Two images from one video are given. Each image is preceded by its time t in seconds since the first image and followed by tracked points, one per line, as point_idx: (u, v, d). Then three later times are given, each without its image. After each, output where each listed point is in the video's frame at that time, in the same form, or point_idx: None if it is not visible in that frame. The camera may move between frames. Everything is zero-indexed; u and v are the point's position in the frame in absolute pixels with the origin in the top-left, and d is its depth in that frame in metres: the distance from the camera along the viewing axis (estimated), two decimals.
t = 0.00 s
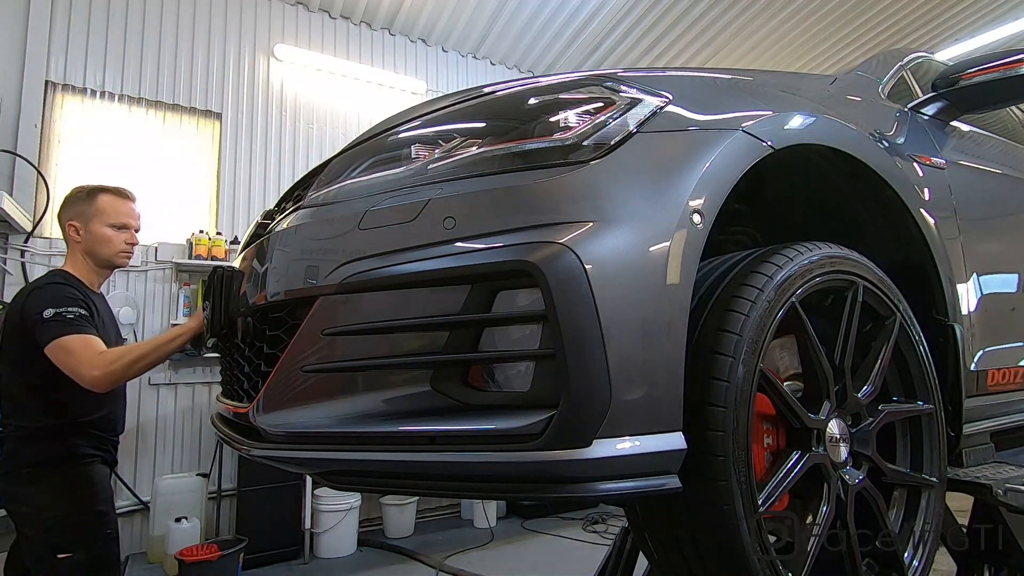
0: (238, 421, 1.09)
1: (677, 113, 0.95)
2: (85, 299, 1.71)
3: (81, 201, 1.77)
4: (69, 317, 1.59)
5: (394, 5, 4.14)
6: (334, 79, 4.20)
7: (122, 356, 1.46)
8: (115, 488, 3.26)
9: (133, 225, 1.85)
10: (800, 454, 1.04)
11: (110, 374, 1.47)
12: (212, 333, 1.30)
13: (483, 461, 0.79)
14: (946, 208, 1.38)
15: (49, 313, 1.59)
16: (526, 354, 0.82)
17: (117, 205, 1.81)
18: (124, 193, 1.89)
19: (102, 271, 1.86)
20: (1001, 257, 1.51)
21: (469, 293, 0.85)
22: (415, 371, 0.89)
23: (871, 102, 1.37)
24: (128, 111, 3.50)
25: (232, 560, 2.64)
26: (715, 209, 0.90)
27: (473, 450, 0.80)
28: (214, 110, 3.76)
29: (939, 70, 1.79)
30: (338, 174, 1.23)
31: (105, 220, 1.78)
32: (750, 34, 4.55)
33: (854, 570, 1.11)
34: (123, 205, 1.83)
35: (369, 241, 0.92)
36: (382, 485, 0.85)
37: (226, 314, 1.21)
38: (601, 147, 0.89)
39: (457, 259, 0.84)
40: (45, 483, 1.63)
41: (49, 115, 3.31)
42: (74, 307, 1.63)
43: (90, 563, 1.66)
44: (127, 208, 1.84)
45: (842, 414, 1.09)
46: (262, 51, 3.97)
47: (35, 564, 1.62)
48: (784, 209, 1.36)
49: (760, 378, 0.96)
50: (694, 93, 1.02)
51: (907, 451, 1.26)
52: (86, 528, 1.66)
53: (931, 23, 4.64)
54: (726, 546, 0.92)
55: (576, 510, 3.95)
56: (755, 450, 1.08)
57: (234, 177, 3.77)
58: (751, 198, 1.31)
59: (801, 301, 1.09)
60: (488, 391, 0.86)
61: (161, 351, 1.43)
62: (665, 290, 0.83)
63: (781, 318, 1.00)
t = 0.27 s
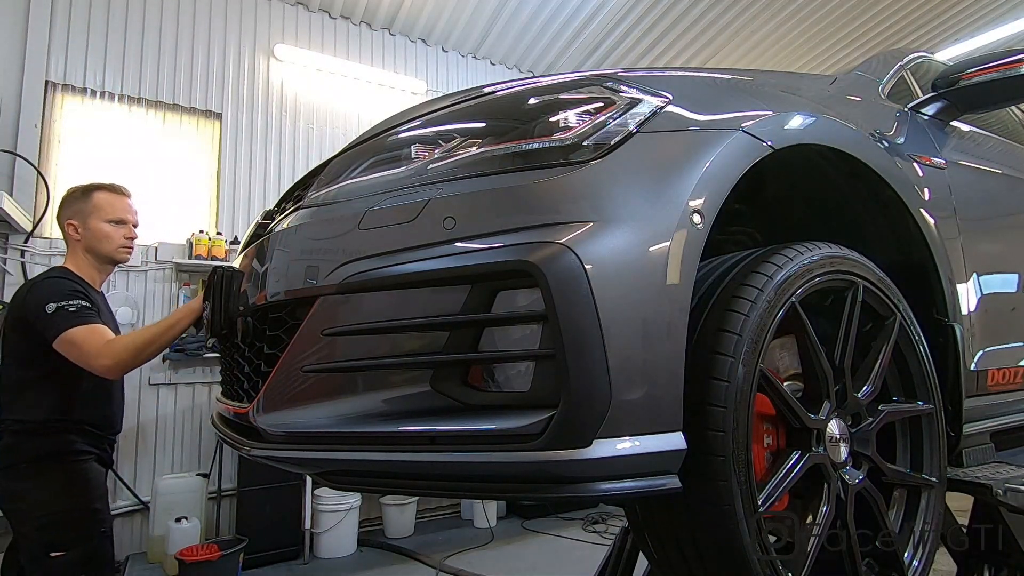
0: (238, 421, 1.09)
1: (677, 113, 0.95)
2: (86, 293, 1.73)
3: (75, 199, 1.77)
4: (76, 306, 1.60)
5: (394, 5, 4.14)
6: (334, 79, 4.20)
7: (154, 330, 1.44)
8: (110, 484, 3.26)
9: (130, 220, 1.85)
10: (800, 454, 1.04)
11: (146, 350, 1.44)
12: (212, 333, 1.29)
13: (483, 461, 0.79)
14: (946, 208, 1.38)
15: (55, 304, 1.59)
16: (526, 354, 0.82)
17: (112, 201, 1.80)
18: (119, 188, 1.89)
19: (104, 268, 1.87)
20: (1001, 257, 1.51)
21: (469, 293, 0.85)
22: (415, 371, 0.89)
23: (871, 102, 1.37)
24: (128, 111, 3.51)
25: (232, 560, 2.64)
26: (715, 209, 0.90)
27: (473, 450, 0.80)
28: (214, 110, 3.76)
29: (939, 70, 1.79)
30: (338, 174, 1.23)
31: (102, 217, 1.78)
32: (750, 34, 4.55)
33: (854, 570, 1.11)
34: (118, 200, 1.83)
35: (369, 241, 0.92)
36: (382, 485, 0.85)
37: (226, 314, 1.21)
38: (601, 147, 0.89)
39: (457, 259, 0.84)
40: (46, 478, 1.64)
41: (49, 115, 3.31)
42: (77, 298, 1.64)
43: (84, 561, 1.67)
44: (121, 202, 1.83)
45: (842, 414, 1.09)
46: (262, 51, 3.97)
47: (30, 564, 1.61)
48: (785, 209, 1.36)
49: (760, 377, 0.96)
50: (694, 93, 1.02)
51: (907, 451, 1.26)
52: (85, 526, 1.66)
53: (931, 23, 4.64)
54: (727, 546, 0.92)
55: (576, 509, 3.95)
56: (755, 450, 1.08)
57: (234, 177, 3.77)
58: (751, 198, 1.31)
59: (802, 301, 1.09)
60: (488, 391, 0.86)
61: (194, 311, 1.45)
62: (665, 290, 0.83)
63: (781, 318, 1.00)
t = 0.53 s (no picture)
0: (238, 422, 1.09)
1: (677, 113, 0.95)
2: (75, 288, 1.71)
3: (55, 198, 1.77)
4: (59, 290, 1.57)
5: (394, 5, 4.14)
6: (334, 79, 4.20)
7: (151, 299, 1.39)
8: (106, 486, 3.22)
9: (112, 210, 1.83)
10: (800, 454, 1.04)
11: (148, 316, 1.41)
12: (212, 333, 1.29)
13: (483, 461, 0.79)
14: (946, 208, 1.38)
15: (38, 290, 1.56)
16: (526, 354, 0.82)
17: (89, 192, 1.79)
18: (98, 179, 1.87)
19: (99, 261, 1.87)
20: (1001, 257, 1.51)
21: (469, 293, 0.85)
22: (416, 371, 0.89)
23: (871, 102, 1.37)
24: (128, 111, 3.51)
25: (232, 560, 2.64)
26: (715, 209, 0.90)
27: (473, 450, 0.80)
28: (214, 110, 3.76)
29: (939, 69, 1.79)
30: (338, 174, 1.23)
31: (82, 212, 1.77)
32: (750, 34, 4.55)
33: (854, 570, 1.11)
34: (98, 192, 1.81)
35: (369, 241, 0.92)
36: (382, 485, 0.85)
37: (226, 314, 1.21)
38: (601, 147, 0.89)
39: (457, 259, 0.84)
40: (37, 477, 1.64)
41: (49, 115, 3.31)
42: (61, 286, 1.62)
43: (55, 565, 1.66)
44: (99, 193, 1.81)
45: (842, 414, 1.09)
46: (262, 51, 3.97)
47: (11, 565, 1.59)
48: (785, 210, 1.36)
49: (760, 377, 0.96)
50: (694, 93, 1.02)
51: (907, 451, 1.26)
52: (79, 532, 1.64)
53: (931, 23, 4.64)
54: (727, 546, 0.92)
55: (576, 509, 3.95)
56: (755, 450, 1.08)
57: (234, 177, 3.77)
58: (751, 198, 1.31)
59: (801, 301, 1.09)
60: (489, 391, 0.86)
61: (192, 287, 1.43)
62: (665, 290, 0.83)
63: (781, 318, 1.00)
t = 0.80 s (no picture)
0: (238, 421, 1.09)
1: (677, 113, 0.95)
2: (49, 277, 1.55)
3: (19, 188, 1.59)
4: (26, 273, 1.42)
5: (394, 5, 4.14)
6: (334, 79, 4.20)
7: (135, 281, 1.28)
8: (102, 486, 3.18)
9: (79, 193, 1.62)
10: (800, 454, 1.04)
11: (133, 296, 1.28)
12: (212, 333, 1.29)
13: (483, 461, 0.79)
14: (946, 208, 1.38)
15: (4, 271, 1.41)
16: (526, 354, 0.82)
17: (52, 176, 1.59)
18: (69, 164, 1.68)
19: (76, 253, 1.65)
20: (1001, 257, 1.51)
21: (469, 293, 0.85)
22: (415, 371, 0.89)
23: (871, 102, 1.37)
24: (128, 111, 3.51)
25: (232, 560, 2.64)
26: (715, 209, 0.90)
27: (473, 450, 0.80)
28: (214, 110, 3.76)
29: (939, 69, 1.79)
30: (338, 174, 1.23)
31: (48, 199, 1.56)
32: (750, 34, 4.55)
33: (854, 570, 1.11)
34: (64, 176, 1.61)
35: (369, 241, 0.92)
36: (381, 485, 0.85)
37: (226, 314, 1.21)
38: (601, 147, 0.89)
39: (457, 259, 0.84)
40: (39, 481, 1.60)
41: (49, 115, 3.31)
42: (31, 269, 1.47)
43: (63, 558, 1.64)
44: (63, 175, 1.61)
45: (842, 414, 1.09)
46: (262, 51, 3.97)
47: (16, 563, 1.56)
48: (786, 209, 1.36)
49: (760, 377, 0.96)
50: (694, 93, 1.02)
51: (907, 451, 1.26)
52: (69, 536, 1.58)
53: (931, 23, 4.64)
54: (727, 547, 0.92)
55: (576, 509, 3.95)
56: (755, 450, 1.08)
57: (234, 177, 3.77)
58: (751, 198, 1.31)
59: (802, 301, 1.09)
60: (489, 391, 0.86)
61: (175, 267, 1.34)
62: (665, 290, 0.83)
63: (781, 318, 1.00)
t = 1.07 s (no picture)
0: (238, 421, 1.09)
1: (677, 113, 0.95)
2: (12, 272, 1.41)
3: None
4: None
5: (394, 5, 4.14)
6: (334, 79, 4.20)
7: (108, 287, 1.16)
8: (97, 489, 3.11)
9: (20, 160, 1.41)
10: (800, 454, 1.04)
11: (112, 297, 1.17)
12: (211, 333, 1.29)
13: (482, 461, 0.79)
14: (946, 208, 1.38)
15: None
16: (526, 354, 0.82)
17: None
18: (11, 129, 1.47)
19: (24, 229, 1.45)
20: (1001, 257, 1.51)
21: (469, 293, 0.85)
22: (415, 371, 0.89)
23: (871, 102, 1.37)
24: (128, 111, 3.51)
25: (232, 560, 2.64)
26: (715, 209, 0.90)
27: (473, 450, 0.81)
28: (214, 110, 3.76)
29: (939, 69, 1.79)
30: (338, 174, 1.23)
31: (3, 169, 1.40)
32: (750, 34, 4.55)
33: (854, 570, 1.11)
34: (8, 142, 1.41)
35: (368, 241, 0.92)
36: (381, 485, 0.85)
37: (225, 314, 1.21)
38: (601, 147, 0.89)
39: (457, 259, 0.84)
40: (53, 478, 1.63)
41: (49, 115, 3.30)
42: None
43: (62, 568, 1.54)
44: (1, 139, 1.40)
45: (842, 414, 1.09)
46: (262, 51, 3.97)
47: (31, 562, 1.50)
48: (788, 209, 1.36)
49: (760, 377, 0.96)
50: (694, 93, 1.02)
51: (907, 451, 1.26)
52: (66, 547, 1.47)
53: (931, 23, 4.64)
54: (726, 546, 0.92)
55: (576, 509, 3.95)
56: (755, 450, 1.08)
57: (234, 177, 3.77)
58: (751, 198, 1.31)
59: (801, 301, 1.09)
60: (489, 391, 0.86)
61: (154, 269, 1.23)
62: (665, 290, 0.83)
63: (781, 319, 1.00)
